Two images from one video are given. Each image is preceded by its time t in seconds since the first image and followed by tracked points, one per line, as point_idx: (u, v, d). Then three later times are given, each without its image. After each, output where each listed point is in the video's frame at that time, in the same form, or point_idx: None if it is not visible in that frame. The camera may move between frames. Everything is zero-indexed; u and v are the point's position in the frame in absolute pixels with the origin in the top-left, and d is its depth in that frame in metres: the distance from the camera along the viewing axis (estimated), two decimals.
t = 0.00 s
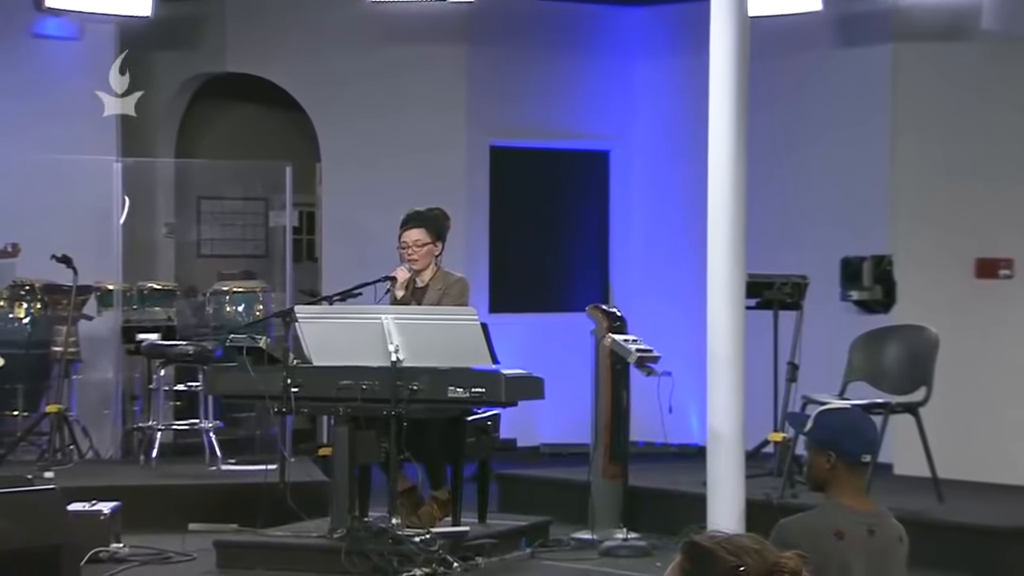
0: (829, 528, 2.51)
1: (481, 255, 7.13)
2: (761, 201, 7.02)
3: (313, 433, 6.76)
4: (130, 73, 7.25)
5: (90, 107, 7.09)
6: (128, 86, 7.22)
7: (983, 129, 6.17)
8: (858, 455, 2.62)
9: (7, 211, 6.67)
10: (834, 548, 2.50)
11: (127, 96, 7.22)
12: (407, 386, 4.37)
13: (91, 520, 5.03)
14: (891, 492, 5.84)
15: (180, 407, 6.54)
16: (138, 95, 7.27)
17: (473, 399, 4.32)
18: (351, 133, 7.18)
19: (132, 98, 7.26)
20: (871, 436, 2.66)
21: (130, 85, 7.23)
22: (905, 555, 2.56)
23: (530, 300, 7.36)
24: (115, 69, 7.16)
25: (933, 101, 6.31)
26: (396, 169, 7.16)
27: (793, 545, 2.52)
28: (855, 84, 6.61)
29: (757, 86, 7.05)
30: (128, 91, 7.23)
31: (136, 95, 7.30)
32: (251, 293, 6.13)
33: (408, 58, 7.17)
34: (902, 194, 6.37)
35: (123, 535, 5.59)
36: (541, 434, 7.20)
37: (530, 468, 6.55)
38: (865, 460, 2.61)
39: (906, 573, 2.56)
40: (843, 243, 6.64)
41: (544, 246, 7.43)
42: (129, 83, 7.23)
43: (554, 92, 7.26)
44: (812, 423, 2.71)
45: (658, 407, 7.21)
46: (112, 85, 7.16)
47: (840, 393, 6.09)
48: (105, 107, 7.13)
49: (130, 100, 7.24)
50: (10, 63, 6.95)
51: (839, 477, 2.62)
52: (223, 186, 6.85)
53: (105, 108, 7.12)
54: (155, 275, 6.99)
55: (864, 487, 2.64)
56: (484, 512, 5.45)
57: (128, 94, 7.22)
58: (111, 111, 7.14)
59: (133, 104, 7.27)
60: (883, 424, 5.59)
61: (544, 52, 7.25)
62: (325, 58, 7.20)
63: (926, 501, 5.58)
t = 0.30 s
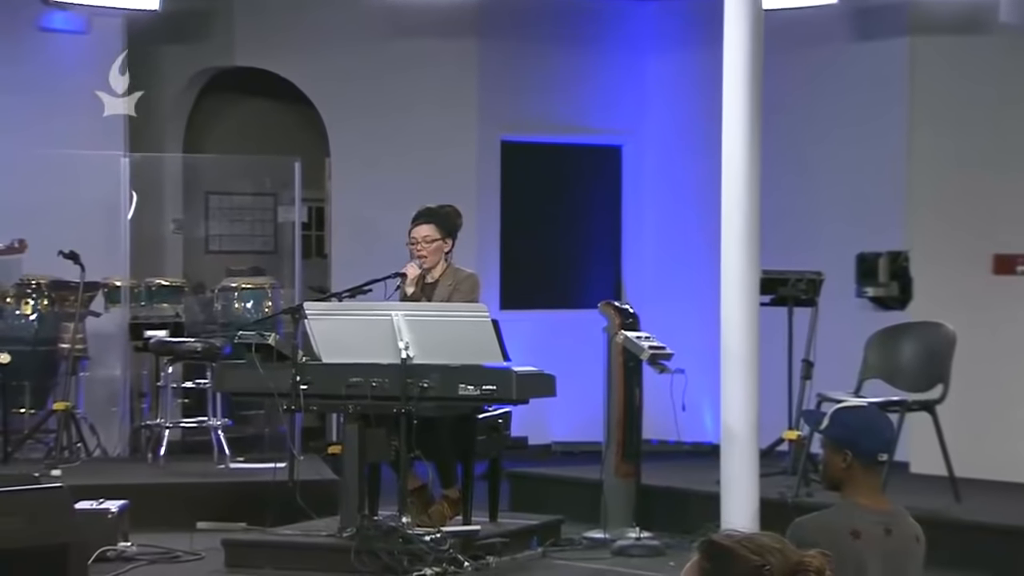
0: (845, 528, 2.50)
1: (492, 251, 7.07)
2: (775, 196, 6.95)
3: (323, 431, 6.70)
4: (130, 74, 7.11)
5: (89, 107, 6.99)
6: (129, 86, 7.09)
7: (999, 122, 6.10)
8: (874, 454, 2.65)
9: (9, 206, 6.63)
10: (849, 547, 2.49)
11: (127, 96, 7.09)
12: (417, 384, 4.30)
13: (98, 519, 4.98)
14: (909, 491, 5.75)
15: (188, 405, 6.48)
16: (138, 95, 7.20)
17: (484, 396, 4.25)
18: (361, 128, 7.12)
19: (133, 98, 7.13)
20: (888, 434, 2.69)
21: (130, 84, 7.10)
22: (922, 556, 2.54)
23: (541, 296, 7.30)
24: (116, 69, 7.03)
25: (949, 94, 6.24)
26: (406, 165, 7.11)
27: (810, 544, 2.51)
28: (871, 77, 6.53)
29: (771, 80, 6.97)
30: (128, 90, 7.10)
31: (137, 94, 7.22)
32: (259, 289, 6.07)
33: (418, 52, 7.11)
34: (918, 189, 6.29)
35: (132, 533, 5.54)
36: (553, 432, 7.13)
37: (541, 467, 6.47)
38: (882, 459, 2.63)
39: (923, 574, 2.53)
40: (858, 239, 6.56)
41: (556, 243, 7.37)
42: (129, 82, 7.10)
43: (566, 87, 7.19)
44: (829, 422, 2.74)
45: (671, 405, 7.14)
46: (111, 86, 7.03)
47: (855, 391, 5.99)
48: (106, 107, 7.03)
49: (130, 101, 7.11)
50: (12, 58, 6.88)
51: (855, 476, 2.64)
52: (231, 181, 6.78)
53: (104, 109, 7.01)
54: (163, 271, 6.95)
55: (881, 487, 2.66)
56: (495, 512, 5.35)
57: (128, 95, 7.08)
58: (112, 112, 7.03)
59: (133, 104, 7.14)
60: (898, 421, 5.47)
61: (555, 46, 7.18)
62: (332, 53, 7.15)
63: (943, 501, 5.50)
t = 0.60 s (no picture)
0: (862, 528, 2.43)
1: (503, 247, 6.98)
2: (790, 191, 6.85)
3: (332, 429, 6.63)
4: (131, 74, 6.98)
5: (90, 108, 6.91)
6: (129, 86, 6.97)
7: (1018, 116, 6.00)
8: (892, 454, 2.62)
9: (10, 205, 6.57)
10: (868, 548, 2.41)
11: (127, 96, 6.96)
12: (427, 381, 4.23)
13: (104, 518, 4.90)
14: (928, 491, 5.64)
15: (196, 403, 6.40)
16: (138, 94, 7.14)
17: (496, 394, 4.17)
18: (368, 124, 7.11)
19: (132, 99, 6.98)
20: (905, 434, 2.67)
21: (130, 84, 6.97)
22: (941, 557, 2.47)
23: (552, 293, 7.21)
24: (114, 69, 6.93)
25: (968, 87, 6.12)
26: (415, 159, 7.05)
27: (827, 545, 2.43)
28: (889, 69, 6.41)
29: (787, 73, 6.86)
30: (127, 91, 6.96)
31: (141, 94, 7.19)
32: (268, 286, 6.01)
33: (428, 46, 7.05)
34: (936, 183, 6.19)
35: (139, 533, 5.47)
36: (565, 431, 7.04)
37: (554, 466, 6.36)
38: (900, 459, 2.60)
39: None
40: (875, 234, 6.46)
41: (568, 238, 7.28)
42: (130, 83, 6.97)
43: (578, 80, 7.08)
44: (845, 421, 2.70)
45: (685, 404, 7.04)
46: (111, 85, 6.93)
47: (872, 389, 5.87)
48: (106, 107, 6.93)
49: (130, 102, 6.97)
50: (13, 51, 6.83)
51: (872, 476, 2.60)
52: (240, 176, 6.71)
53: (103, 108, 6.92)
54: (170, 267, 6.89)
55: (897, 489, 2.61)
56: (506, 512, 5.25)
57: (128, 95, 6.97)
58: (112, 112, 6.94)
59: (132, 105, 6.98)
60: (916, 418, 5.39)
61: (568, 39, 7.07)
62: (339, 44, 7.15)
63: (963, 501, 5.38)
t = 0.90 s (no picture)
0: (880, 527, 2.34)
1: (515, 243, 6.90)
2: (806, 186, 6.76)
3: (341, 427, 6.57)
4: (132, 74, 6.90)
5: (90, 108, 6.85)
6: (130, 86, 6.89)
7: None
8: (912, 450, 2.51)
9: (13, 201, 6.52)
10: (886, 549, 2.32)
11: (127, 96, 6.88)
12: (438, 378, 4.15)
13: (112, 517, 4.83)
14: (946, 491, 5.54)
15: (204, 400, 6.33)
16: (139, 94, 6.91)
17: (507, 391, 4.09)
18: (379, 120, 7.04)
19: (132, 99, 6.89)
20: (924, 431, 2.55)
21: (131, 84, 6.89)
22: (960, 557, 2.39)
23: (564, 289, 7.13)
24: (114, 68, 6.87)
25: (986, 79, 6.03)
26: (425, 154, 6.97)
27: (843, 544, 2.34)
28: (906, 63, 6.31)
29: (802, 65, 6.77)
30: (128, 90, 6.89)
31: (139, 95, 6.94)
32: (277, 282, 5.94)
33: (439, 41, 6.98)
34: (954, 178, 6.09)
35: (146, 532, 5.40)
36: (578, 429, 6.97)
37: (567, 464, 6.30)
38: (920, 456, 2.50)
39: None
40: (891, 230, 6.36)
41: (580, 233, 7.20)
42: (131, 82, 6.89)
43: (591, 74, 7.00)
44: (865, 417, 2.59)
45: (699, 402, 6.95)
46: (111, 85, 6.86)
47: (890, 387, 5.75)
48: (105, 108, 6.88)
49: (131, 102, 6.89)
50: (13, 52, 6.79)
51: (890, 473, 2.49)
52: (248, 171, 6.65)
53: (103, 109, 6.86)
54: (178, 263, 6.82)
55: (918, 488, 2.50)
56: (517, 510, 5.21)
57: (128, 94, 6.89)
58: (110, 112, 6.88)
59: (132, 105, 6.89)
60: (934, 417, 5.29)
61: (580, 32, 6.99)
62: (347, 37, 7.09)
63: (982, 500, 5.27)
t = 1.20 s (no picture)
0: (897, 527, 2.28)
1: (526, 238, 6.84)
2: (821, 181, 6.68)
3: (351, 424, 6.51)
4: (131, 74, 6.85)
5: (90, 108, 6.80)
6: (131, 86, 6.84)
7: None
8: (930, 450, 2.46)
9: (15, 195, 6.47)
10: (902, 548, 2.26)
11: (128, 97, 6.83)
12: (448, 375, 4.09)
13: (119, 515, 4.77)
14: (964, 489, 5.46)
15: (212, 397, 6.29)
16: (140, 95, 6.84)
17: (518, 388, 4.03)
18: (388, 114, 6.97)
19: (133, 100, 6.83)
20: (943, 430, 2.48)
21: (132, 84, 6.84)
22: (979, 559, 2.32)
23: (576, 285, 7.06)
24: (114, 68, 6.82)
25: (1005, 72, 5.95)
26: (436, 148, 6.92)
27: (859, 543, 2.27)
28: (923, 56, 6.23)
29: (818, 59, 6.68)
30: (129, 91, 6.83)
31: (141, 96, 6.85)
32: (286, 279, 5.87)
33: (450, 34, 6.92)
34: (971, 172, 6.01)
35: (154, 530, 5.34)
36: (590, 427, 6.91)
37: (579, 461, 6.24)
38: (938, 457, 2.44)
39: None
40: (908, 225, 6.28)
41: (593, 229, 7.12)
42: (131, 82, 6.84)
43: (603, 68, 6.93)
44: (883, 415, 2.54)
45: (713, 399, 6.88)
46: (111, 85, 6.81)
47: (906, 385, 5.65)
48: (105, 108, 6.82)
49: (131, 102, 6.83)
50: (13, 56, 6.74)
51: (907, 472, 2.44)
52: (257, 166, 6.61)
53: (103, 109, 6.81)
54: (187, 255, 6.84)
55: (937, 488, 2.43)
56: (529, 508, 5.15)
57: (128, 94, 6.84)
58: (110, 113, 6.82)
59: (133, 105, 6.83)
60: (951, 415, 5.20)
61: (593, 26, 6.92)
62: (355, 29, 7.03)
63: (1001, 499, 5.19)
